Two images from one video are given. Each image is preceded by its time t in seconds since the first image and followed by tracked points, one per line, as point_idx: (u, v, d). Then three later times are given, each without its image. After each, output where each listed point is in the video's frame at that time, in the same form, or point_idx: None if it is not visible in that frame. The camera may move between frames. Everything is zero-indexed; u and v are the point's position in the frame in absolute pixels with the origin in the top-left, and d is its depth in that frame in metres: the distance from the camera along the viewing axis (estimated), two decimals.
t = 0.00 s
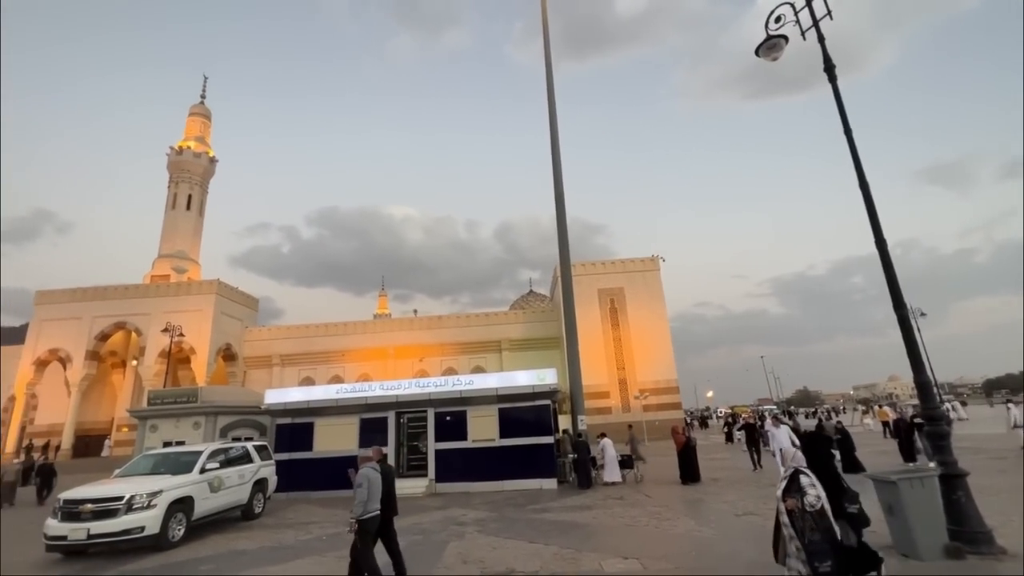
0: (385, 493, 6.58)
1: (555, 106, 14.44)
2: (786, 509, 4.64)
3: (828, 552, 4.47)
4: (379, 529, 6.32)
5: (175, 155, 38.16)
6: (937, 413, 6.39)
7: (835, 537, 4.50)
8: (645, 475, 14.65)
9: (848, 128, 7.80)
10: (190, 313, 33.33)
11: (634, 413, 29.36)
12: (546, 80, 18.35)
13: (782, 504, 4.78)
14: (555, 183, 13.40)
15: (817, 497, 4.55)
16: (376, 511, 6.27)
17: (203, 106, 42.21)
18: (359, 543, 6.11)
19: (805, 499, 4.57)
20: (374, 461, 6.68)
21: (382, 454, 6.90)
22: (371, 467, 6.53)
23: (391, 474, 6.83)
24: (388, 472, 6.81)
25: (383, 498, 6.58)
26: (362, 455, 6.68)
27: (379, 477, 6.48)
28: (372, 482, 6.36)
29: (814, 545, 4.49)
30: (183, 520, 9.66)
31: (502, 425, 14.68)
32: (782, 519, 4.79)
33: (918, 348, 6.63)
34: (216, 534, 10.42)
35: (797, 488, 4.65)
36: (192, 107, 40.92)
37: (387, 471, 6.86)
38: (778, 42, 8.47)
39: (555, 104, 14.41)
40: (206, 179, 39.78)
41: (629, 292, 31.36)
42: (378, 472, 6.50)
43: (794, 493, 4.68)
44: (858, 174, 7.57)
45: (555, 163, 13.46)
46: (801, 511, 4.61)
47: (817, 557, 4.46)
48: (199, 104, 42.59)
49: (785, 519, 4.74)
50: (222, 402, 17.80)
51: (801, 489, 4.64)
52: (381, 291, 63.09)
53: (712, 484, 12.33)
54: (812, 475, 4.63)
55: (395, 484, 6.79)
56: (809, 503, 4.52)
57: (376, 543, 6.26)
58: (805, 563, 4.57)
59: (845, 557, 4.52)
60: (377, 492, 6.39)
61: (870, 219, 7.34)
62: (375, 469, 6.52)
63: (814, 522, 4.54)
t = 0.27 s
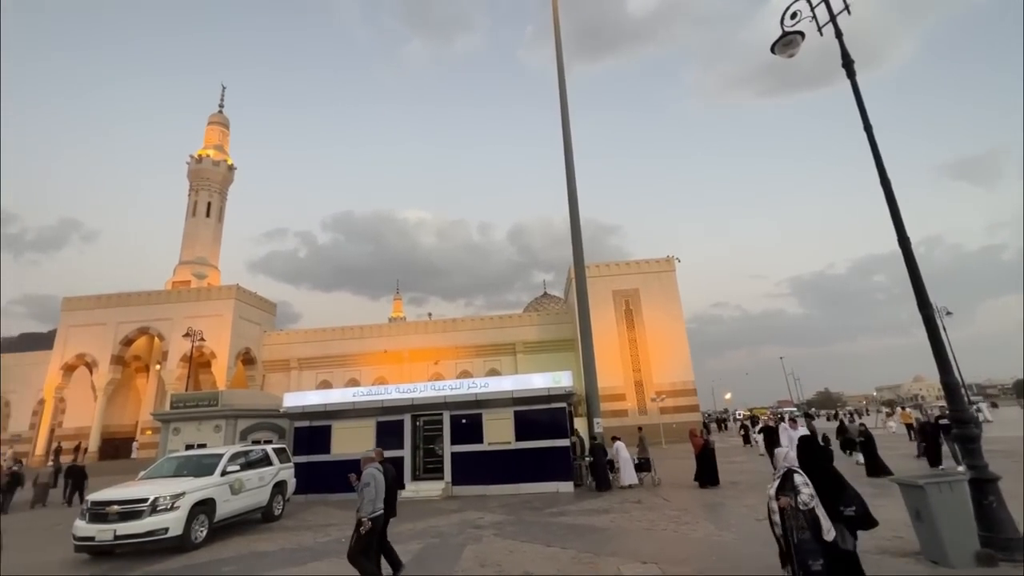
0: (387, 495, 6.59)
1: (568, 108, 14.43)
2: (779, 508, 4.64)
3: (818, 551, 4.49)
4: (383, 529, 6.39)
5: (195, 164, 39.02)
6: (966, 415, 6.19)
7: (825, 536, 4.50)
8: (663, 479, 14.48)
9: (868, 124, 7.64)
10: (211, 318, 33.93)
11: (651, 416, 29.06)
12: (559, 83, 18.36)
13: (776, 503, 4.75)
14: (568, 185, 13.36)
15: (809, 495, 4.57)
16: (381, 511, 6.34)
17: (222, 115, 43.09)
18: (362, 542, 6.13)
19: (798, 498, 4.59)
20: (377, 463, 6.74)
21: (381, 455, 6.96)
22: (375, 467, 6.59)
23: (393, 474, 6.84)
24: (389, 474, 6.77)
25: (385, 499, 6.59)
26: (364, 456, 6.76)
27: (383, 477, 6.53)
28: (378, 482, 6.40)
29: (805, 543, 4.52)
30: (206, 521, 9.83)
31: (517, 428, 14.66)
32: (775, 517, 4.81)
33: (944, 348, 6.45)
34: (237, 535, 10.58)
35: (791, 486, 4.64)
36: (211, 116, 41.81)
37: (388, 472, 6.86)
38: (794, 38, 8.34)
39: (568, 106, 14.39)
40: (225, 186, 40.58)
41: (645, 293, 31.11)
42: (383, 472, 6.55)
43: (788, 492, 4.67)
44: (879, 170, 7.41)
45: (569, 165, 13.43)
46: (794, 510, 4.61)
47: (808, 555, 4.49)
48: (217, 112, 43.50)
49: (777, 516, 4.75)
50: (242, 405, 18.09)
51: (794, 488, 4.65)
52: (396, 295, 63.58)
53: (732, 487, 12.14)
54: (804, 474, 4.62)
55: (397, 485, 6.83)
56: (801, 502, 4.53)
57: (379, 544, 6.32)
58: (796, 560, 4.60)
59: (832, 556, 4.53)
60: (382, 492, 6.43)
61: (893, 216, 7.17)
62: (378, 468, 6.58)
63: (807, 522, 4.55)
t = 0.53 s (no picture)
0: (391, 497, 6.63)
1: (580, 110, 14.39)
2: (779, 517, 4.35)
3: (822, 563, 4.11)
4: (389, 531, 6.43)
5: (214, 171, 39.86)
6: (997, 416, 5.98)
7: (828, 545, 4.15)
8: (681, 482, 14.30)
9: (889, 119, 7.47)
10: (231, 323, 34.55)
11: (668, 418, 28.75)
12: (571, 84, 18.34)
13: (774, 512, 4.47)
14: (582, 186, 13.32)
15: (809, 503, 4.25)
16: (387, 513, 6.35)
17: (240, 123, 43.96)
18: (368, 545, 6.14)
19: (797, 505, 4.29)
20: (380, 466, 6.79)
21: (384, 460, 7.04)
22: (378, 472, 6.60)
23: (395, 477, 6.88)
24: (393, 478, 6.80)
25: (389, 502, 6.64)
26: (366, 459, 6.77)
27: (386, 479, 6.56)
28: (381, 485, 6.42)
29: (805, 553, 4.18)
30: (228, 523, 10.00)
31: (533, 430, 14.63)
32: (774, 526, 4.51)
33: (972, 347, 6.26)
34: (257, 537, 10.73)
35: (790, 494, 4.36)
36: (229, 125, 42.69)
37: (391, 476, 6.89)
38: (811, 33, 8.20)
39: (580, 107, 14.36)
40: (243, 193, 41.36)
41: (660, 294, 30.83)
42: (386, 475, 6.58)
43: (787, 500, 4.39)
44: (902, 167, 7.24)
45: (582, 166, 13.39)
46: (794, 518, 4.32)
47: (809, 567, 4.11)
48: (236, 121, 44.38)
49: (776, 525, 4.46)
50: (262, 408, 18.38)
51: (793, 495, 4.35)
52: (411, 298, 64.07)
53: (752, 491, 11.93)
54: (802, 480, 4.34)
55: (398, 488, 6.86)
56: (800, 508, 4.24)
57: (386, 545, 6.34)
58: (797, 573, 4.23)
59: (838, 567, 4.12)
60: (385, 494, 6.44)
61: (916, 213, 7.00)
62: (380, 472, 6.60)
63: (806, 530, 4.25)
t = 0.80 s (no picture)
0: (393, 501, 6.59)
1: (594, 109, 14.31)
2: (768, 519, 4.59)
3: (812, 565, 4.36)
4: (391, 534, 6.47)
5: (233, 178, 40.63)
6: None
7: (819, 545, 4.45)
8: (700, 484, 14.11)
9: (911, 112, 7.28)
10: (250, 326, 35.14)
11: (686, 419, 28.41)
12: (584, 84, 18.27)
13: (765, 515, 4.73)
14: (596, 186, 13.25)
15: (800, 507, 4.52)
16: (386, 517, 6.33)
17: (257, 130, 44.75)
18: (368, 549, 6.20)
19: (790, 509, 4.54)
20: (382, 469, 6.79)
21: (390, 464, 7.01)
22: (379, 476, 6.61)
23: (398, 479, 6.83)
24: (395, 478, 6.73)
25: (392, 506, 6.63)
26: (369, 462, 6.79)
27: (387, 484, 6.55)
28: (381, 491, 6.42)
29: (800, 556, 4.39)
30: (249, 524, 10.14)
31: (550, 432, 14.58)
32: (764, 528, 4.74)
33: (1003, 346, 6.07)
34: (278, 537, 10.87)
35: (781, 498, 4.61)
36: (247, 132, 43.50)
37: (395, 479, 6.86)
38: (829, 27, 8.05)
39: (593, 107, 14.29)
40: (261, 199, 42.09)
41: (676, 294, 30.52)
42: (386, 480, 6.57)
43: (778, 504, 4.65)
44: (926, 160, 7.04)
45: (596, 166, 13.32)
46: (784, 522, 4.56)
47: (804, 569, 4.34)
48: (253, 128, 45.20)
49: (766, 528, 4.70)
50: (281, 410, 18.63)
51: (786, 500, 4.60)
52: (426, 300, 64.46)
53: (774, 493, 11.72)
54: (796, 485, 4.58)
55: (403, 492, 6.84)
56: (793, 512, 4.49)
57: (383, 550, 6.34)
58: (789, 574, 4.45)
59: (826, 564, 4.47)
60: (386, 498, 6.43)
61: (942, 208, 6.80)
62: (381, 478, 6.60)
63: (798, 532, 4.48)
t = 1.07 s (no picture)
0: (396, 502, 6.61)
1: (606, 109, 14.25)
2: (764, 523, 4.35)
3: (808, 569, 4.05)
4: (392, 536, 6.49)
5: (251, 185, 41.39)
6: None
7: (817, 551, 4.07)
8: (720, 486, 13.90)
9: (935, 104, 7.08)
10: (269, 329, 35.70)
11: (704, 420, 28.04)
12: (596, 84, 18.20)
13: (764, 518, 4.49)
14: (609, 186, 13.17)
15: (793, 508, 4.19)
16: (387, 518, 6.35)
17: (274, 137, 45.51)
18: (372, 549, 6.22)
19: (782, 511, 4.25)
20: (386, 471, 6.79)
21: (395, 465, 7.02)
22: (382, 477, 6.63)
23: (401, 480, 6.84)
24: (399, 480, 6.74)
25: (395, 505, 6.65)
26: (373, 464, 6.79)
27: (390, 486, 6.57)
28: (384, 493, 6.44)
29: (793, 559, 4.12)
30: (270, 524, 10.28)
31: (566, 433, 14.50)
32: (765, 531, 4.49)
33: None
34: (298, 538, 10.99)
35: (775, 500, 4.33)
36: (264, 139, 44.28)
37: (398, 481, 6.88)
38: (847, 18, 7.87)
39: (606, 106, 14.22)
40: (278, 204, 42.78)
41: (693, 294, 30.16)
42: (390, 483, 6.57)
43: (773, 506, 4.37)
44: (952, 153, 6.84)
45: (610, 166, 13.24)
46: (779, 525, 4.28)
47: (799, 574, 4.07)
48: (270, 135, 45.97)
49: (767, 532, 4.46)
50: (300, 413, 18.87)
51: (779, 501, 4.30)
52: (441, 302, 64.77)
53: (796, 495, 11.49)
54: (787, 485, 4.22)
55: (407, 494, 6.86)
56: (783, 514, 4.20)
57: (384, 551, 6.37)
58: None
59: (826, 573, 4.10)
60: (388, 500, 6.45)
61: (970, 202, 6.60)
62: (385, 479, 6.60)
63: (794, 536, 4.17)
